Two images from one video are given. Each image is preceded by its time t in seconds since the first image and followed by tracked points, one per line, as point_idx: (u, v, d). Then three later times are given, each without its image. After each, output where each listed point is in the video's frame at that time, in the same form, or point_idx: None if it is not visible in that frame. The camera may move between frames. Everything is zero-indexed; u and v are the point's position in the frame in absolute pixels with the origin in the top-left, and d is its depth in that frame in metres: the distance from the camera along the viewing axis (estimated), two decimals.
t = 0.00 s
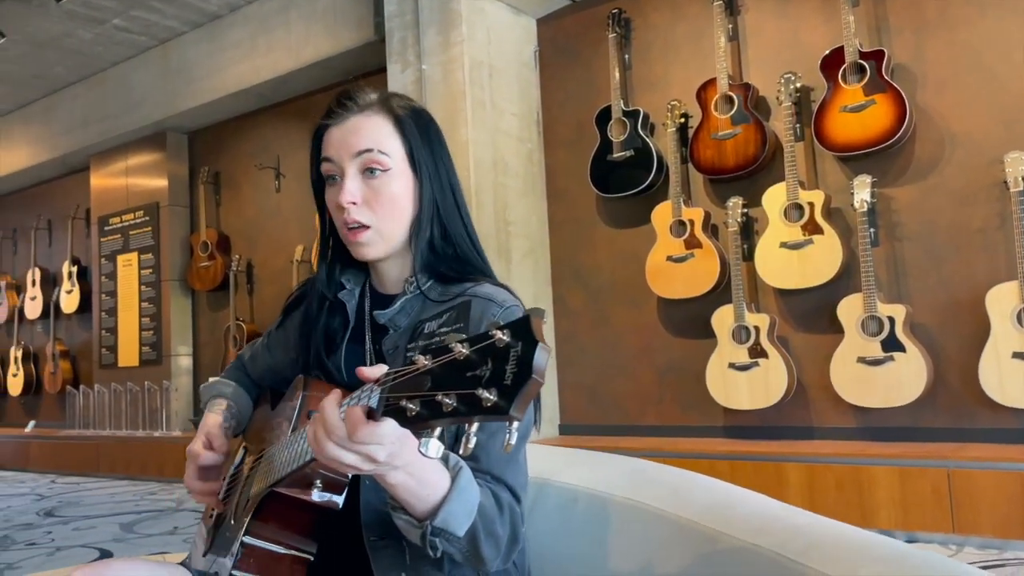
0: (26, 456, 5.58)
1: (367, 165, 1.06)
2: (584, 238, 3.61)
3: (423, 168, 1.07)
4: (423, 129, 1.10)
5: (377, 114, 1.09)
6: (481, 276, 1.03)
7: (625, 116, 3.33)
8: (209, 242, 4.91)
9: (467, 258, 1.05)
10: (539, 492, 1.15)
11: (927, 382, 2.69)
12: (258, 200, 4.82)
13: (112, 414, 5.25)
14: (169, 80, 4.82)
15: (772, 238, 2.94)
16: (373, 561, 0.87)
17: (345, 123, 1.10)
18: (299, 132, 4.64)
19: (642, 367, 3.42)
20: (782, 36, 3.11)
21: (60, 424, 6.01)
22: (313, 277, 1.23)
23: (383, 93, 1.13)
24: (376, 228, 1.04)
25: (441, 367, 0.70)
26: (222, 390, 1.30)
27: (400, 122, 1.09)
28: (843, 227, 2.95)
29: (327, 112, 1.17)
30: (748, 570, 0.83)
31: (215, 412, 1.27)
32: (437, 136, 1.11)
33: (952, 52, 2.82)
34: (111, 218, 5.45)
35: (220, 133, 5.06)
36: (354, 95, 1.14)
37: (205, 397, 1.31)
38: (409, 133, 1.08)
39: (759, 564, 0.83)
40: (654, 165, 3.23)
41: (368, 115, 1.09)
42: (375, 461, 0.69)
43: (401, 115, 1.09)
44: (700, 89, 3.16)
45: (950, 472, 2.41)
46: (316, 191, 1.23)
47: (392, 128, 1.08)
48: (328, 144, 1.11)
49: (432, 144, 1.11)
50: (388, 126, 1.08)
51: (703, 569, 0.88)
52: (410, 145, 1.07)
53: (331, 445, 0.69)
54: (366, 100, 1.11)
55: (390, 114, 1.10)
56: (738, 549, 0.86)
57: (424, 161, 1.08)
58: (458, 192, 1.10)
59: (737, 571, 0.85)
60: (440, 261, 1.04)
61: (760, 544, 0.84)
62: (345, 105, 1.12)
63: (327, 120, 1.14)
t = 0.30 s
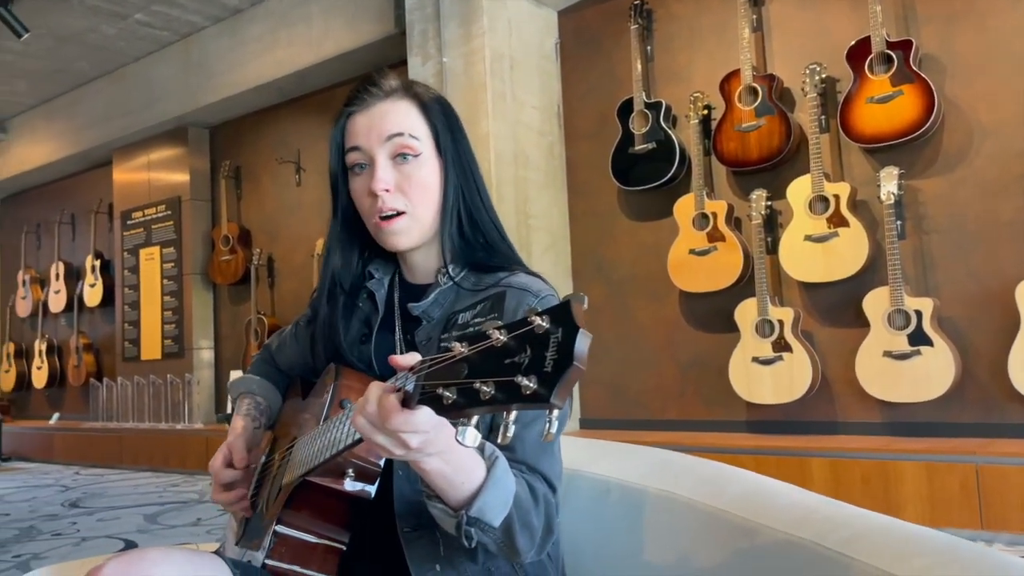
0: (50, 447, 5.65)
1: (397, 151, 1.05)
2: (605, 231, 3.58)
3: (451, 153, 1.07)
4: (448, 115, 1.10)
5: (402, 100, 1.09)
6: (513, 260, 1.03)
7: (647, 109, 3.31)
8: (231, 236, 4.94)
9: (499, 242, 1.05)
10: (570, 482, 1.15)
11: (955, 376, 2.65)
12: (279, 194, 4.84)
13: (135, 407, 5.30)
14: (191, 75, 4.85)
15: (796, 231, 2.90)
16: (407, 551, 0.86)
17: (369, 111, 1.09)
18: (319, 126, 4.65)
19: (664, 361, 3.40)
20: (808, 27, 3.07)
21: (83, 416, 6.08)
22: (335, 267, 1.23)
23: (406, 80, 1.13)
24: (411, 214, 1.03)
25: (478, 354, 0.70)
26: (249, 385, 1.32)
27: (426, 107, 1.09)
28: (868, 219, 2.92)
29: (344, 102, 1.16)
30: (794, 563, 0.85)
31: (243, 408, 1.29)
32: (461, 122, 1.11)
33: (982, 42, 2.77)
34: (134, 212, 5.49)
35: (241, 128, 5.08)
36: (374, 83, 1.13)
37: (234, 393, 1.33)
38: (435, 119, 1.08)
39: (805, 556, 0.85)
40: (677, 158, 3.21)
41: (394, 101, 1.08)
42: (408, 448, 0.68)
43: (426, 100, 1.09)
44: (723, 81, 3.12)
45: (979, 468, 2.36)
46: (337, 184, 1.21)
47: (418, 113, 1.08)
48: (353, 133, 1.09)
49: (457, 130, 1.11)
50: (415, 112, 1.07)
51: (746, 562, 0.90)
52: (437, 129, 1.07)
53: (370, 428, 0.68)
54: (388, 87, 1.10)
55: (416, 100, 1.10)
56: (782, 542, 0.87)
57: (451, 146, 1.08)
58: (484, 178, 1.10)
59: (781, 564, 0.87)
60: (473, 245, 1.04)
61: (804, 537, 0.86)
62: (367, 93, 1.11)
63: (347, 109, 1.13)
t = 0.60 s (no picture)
0: (68, 439, 5.70)
1: (423, 143, 1.05)
2: (621, 225, 3.57)
3: (476, 144, 1.07)
4: (473, 106, 1.09)
5: (426, 91, 1.08)
6: (539, 250, 1.03)
7: (663, 101, 3.28)
8: (247, 229, 4.96)
9: (524, 235, 1.05)
10: (591, 474, 1.15)
11: (976, 371, 2.62)
12: (295, 188, 4.85)
13: (151, 399, 5.34)
14: (206, 69, 4.86)
15: (815, 225, 2.88)
16: (432, 544, 0.85)
17: (393, 103, 1.08)
18: (334, 120, 4.65)
19: (680, 355, 3.39)
20: (827, 18, 3.04)
21: (101, 408, 6.14)
22: (357, 258, 1.23)
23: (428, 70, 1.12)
24: (438, 206, 1.03)
25: (514, 347, 0.69)
26: (274, 371, 1.31)
27: (450, 98, 1.08)
28: (888, 213, 2.89)
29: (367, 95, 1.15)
30: (824, 558, 0.85)
31: (268, 394, 1.29)
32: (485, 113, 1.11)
33: (1005, 33, 2.72)
34: (150, 206, 5.52)
35: (257, 121, 5.10)
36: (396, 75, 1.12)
37: (259, 378, 1.33)
38: (461, 109, 1.07)
39: (836, 551, 0.84)
40: (694, 151, 3.18)
41: (419, 92, 1.08)
42: (441, 440, 0.68)
43: (450, 91, 1.09)
44: (741, 73, 3.09)
45: (1001, 464, 2.32)
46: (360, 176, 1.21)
47: (443, 105, 1.07)
48: (377, 126, 1.08)
49: (481, 121, 1.10)
50: (440, 103, 1.07)
51: (775, 557, 0.90)
52: (462, 121, 1.07)
53: (404, 420, 0.68)
54: (412, 78, 1.09)
55: (440, 91, 1.09)
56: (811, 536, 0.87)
57: (476, 137, 1.07)
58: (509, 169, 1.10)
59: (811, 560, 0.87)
60: (499, 236, 1.04)
61: (835, 531, 0.85)
62: (390, 85, 1.10)
63: (370, 101, 1.12)
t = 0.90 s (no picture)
0: (80, 431, 5.74)
1: (450, 128, 1.04)
2: (632, 218, 3.55)
3: (499, 131, 1.07)
4: (496, 94, 1.09)
5: (451, 78, 1.07)
6: (556, 239, 1.02)
7: (675, 93, 3.26)
8: (256, 222, 4.96)
9: (540, 224, 1.04)
10: (608, 467, 1.15)
11: (990, 366, 2.60)
12: (305, 181, 4.86)
13: (162, 391, 5.37)
14: (216, 61, 4.86)
15: (827, 218, 2.86)
16: (447, 537, 0.84)
17: (418, 89, 1.07)
18: (344, 113, 4.65)
19: (691, 349, 3.38)
20: (840, 10, 3.02)
21: (111, 400, 6.17)
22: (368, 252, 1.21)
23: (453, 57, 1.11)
24: (461, 192, 1.02)
25: (535, 336, 0.69)
26: (287, 366, 1.32)
27: (475, 85, 1.08)
28: (902, 206, 2.87)
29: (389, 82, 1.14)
30: (848, 551, 0.85)
31: (282, 389, 1.29)
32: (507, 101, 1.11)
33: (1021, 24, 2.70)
34: (161, 199, 5.54)
35: (266, 114, 5.09)
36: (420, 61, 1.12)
37: (271, 373, 1.33)
38: (485, 97, 1.07)
39: (859, 544, 0.84)
40: (706, 144, 3.17)
41: (444, 79, 1.07)
42: (461, 430, 0.67)
43: (475, 78, 1.08)
44: (754, 65, 3.07)
45: (1014, 458, 2.30)
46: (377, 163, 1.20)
47: (468, 91, 1.07)
48: (402, 113, 1.08)
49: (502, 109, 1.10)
50: (465, 89, 1.06)
51: (796, 551, 0.90)
52: (486, 107, 1.07)
53: (424, 409, 0.67)
54: (437, 64, 1.09)
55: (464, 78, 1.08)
56: (834, 529, 0.87)
57: (499, 124, 1.07)
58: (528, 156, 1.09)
59: (834, 554, 0.86)
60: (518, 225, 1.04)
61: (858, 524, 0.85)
62: (415, 71, 1.10)
63: (394, 86, 1.11)
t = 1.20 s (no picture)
0: (84, 422, 5.75)
1: (450, 126, 1.02)
2: (636, 210, 3.54)
3: (500, 125, 1.05)
4: (494, 87, 1.07)
5: (448, 72, 1.05)
6: (563, 230, 1.01)
7: (681, 85, 3.24)
8: (260, 214, 4.96)
9: (547, 215, 1.03)
10: (618, 460, 1.14)
11: (997, 359, 2.58)
12: (308, 172, 4.85)
13: (166, 382, 5.38)
14: (219, 52, 4.85)
15: (834, 210, 2.85)
16: (457, 530, 0.84)
17: (414, 85, 1.05)
18: (348, 104, 4.64)
19: (696, 342, 3.37)
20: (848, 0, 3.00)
21: (115, 391, 6.18)
22: (375, 246, 1.20)
23: (447, 50, 1.09)
24: (466, 191, 1.01)
25: (549, 323, 0.68)
26: (295, 361, 1.31)
27: (473, 79, 1.06)
28: (909, 198, 2.85)
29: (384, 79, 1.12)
30: (868, 547, 0.85)
31: (290, 383, 1.28)
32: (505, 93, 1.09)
33: None
34: (164, 190, 5.53)
35: (270, 105, 5.07)
36: (414, 54, 1.09)
37: (279, 369, 1.32)
38: (483, 91, 1.05)
39: (879, 540, 0.84)
40: (711, 135, 3.15)
41: (441, 75, 1.05)
42: (474, 419, 0.67)
43: (472, 70, 1.06)
44: (761, 56, 3.05)
45: (1021, 451, 2.29)
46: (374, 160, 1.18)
47: (466, 85, 1.05)
48: (400, 112, 1.05)
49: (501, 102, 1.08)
50: (463, 84, 1.04)
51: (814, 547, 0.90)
52: (486, 101, 1.05)
53: (436, 398, 0.67)
54: (432, 58, 1.07)
55: (461, 73, 1.06)
56: (854, 525, 0.87)
57: (499, 117, 1.05)
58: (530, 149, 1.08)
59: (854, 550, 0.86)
60: (524, 218, 1.03)
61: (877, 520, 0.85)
62: (409, 66, 1.07)
63: (387, 83, 1.09)
